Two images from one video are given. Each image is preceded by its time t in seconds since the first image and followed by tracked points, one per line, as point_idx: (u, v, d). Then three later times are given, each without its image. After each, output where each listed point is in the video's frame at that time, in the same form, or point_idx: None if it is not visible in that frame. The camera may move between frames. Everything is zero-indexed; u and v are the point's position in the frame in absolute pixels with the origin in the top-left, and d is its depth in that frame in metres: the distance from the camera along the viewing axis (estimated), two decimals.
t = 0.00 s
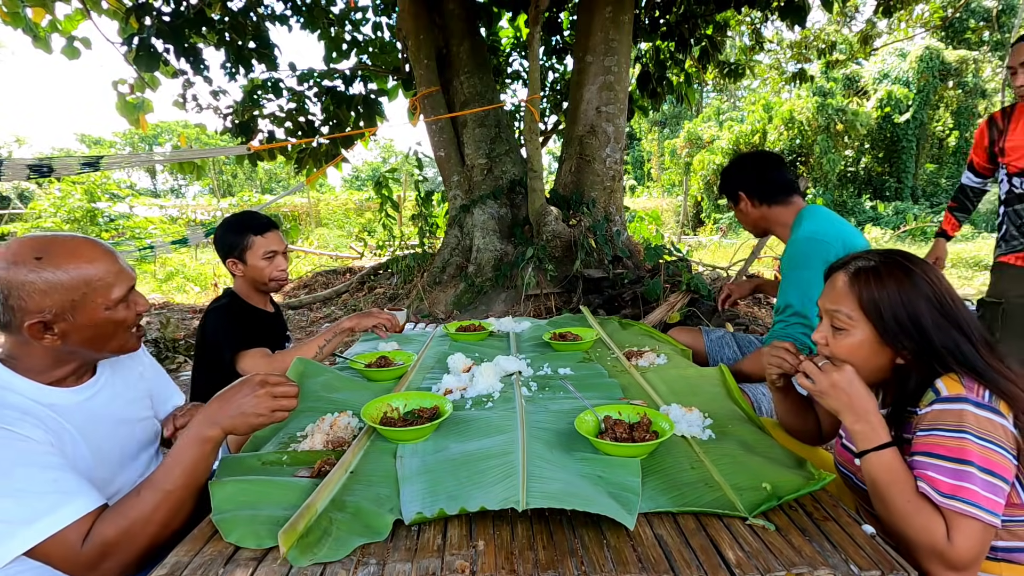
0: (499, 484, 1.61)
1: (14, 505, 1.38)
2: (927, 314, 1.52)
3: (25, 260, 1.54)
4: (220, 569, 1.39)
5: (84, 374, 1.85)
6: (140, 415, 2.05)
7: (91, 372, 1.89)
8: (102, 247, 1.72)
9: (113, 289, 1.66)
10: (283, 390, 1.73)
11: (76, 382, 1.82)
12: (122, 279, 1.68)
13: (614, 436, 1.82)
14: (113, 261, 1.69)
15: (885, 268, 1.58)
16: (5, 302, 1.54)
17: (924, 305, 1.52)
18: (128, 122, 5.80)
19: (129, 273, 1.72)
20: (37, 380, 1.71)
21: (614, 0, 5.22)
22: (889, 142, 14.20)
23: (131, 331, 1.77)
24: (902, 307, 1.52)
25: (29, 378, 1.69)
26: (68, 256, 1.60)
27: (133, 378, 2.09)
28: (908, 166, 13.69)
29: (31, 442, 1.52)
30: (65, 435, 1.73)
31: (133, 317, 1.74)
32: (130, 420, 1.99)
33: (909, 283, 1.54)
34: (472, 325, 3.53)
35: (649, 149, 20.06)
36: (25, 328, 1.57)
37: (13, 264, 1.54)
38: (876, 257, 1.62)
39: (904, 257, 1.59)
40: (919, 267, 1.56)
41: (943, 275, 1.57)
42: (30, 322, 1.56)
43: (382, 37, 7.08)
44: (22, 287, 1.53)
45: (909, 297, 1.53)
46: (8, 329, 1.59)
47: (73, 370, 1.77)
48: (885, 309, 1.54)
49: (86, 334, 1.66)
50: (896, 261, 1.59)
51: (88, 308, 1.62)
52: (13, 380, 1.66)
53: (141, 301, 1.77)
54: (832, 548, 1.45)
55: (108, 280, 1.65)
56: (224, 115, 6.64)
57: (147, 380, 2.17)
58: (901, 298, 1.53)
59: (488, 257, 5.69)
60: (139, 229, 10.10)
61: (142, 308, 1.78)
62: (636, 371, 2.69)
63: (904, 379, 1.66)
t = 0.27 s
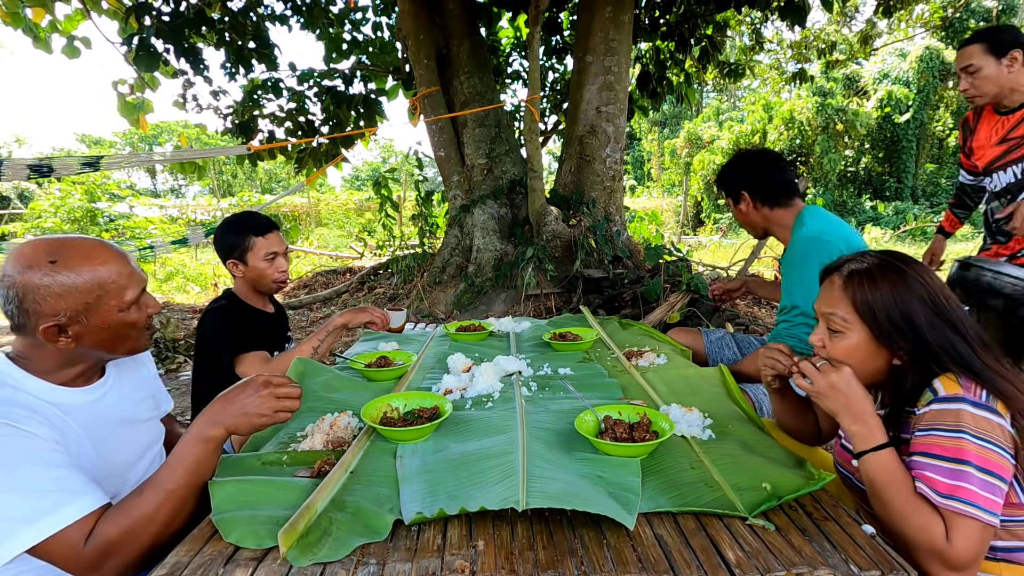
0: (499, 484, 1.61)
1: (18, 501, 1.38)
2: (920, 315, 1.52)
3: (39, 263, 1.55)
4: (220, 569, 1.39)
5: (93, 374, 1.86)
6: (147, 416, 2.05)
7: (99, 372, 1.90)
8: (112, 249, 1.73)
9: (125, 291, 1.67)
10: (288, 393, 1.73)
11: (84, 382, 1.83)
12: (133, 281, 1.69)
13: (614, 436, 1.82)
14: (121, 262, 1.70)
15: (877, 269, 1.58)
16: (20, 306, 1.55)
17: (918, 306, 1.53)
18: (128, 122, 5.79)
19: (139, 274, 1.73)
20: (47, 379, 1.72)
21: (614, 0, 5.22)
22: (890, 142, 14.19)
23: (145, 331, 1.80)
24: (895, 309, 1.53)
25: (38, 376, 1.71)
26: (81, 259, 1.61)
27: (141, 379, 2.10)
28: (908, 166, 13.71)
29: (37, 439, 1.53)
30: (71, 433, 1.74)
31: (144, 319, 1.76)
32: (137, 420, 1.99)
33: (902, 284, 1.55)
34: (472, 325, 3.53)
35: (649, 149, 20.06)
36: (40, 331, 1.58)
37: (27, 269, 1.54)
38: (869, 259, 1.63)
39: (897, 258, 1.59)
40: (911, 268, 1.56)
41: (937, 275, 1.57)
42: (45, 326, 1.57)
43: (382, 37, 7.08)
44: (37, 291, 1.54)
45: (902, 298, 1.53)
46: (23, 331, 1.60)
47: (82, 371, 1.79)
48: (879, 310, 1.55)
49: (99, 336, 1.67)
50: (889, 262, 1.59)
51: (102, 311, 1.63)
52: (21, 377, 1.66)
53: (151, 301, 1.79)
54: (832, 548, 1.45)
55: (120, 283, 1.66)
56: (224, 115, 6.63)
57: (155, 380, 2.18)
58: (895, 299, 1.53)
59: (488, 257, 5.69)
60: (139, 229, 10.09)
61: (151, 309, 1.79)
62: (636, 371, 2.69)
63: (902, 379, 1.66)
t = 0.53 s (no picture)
0: (499, 484, 1.61)
1: (27, 498, 1.39)
2: (914, 314, 1.53)
3: (60, 262, 1.58)
4: (220, 569, 1.39)
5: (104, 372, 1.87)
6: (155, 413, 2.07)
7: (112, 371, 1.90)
8: (131, 253, 1.75)
9: (140, 294, 1.68)
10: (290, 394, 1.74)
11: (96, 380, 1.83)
12: (150, 284, 1.72)
13: (614, 436, 1.82)
14: (140, 265, 1.72)
15: (870, 271, 1.59)
16: (39, 302, 1.57)
17: (912, 305, 1.53)
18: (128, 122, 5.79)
19: (155, 278, 1.75)
20: (62, 376, 1.73)
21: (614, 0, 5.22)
22: (890, 142, 14.19)
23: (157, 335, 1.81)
24: (890, 309, 1.54)
25: (51, 372, 1.72)
26: (101, 261, 1.63)
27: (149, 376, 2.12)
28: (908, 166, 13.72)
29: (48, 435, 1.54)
30: (81, 430, 1.74)
31: (157, 322, 1.77)
32: (145, 417, 2.00)
33: (895, 284, 1.55)
34: (472, 325, 3.53)
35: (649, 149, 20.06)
36: (56, 329, 1.60)
37: (47, 267, 1.57)
38: (862, 261, 1.64)
39: (889, 259, 1.60)
40: (904, 268, 1.58)
41: (930, 275, 1.58)
42: (61, 323, 1.59)
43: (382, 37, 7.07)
44: (55, 290, 1.56)
45: (896, 297, 1.54)
46: (40, 328, 1.62)
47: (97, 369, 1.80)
48: (874, 311, 1.55)
49: (113, 337, 1.69)
50: (881, 264, 1.60)
51: (117, 312, 1.65)
52: (33, 374, 1.67)
53: (166, 307, 1.81)
54: (832, 548, 1.45)
55: (137, 285, 1.68)
56: (224, 115, 6.63)
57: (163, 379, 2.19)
58: (889, 300, 1.54)
59: (488, 257, 5.69)
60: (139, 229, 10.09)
61: (166, 313, 1.81)
62: (636, 371, 2.69)
63: (899, 380, 1.66)
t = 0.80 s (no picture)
0: (499, 484, 1.61)
1: (33, 494, 1.40)
2: (917, 313, 1.53)
3: (77, 256, 1.60)
4: (220, 569, 1.39)
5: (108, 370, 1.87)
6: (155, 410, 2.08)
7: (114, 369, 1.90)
8: (144, 253, 1.78)
9: (151, 291, 1.70)
10: (288, 391, 1.74)
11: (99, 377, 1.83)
12: (160, 283, 1.73)
13: (614, 436, 1.82)
14: (150, 263, 1.74)
15: (873, 269, 1.58)
16: (52, 294, 1.57)
17: (914, 304, 1.53)
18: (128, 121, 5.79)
19: (164, 278, 1.77)
20: (67, 372, 1.73)
21: None
22: (890, 142, 14.20)
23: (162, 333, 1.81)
24: (892, 308, 1.53)
25: (58, 368, 1.72)
26: (116, 256, 1.65)
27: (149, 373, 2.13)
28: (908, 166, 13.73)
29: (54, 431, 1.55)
30: (85, 427, 1.75)
31: (165, 321, 1.78)
32: (146, 414, 2.01)
33: (898, 283, 1.55)
34: (472, 325, 3.53)
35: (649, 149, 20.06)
36: (67, 320, 1.60)
37: (63, 260, 1.58)
38: (863, 261, 1.63)
39: (891, 258, 1.60)
40: (906, 267, 1.57)
41: (931, 274, 1.58)
42: (72, 315, 1.59)
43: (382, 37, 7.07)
44: (70, 282, 1.57)
45: (898, 297, 1.53)
46: (50, 321, 1.62)
47: (101, 366, 1.80)
48: (876, 310, 1.54)
49: (121, 333, 1.68)
50: (883, 262, 1.60)
51: (128, 307, 1.65)
52: (40, 370, 1.67)
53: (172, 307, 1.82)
54: (832, 548, 1.45)
55: (148, 282, 1.69)
56: (224, 115, 6.63)
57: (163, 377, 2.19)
58: (891, 299, 1.53)
59: (488, 257, 5.69)
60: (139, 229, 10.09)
61: (172, 315, 1.81)
62: (636, 371, 2.69)
63: (899, 382, 1.65)
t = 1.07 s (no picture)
0: (499, 484, 1.61)
1: (37, 491, 1.41)
2: (921, 313, 1.52)
3: (91, 252, 1.62)
4: (220, 569, 1.39)
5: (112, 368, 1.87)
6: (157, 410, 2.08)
7: (119, 367, 1.90)
8: (156, 253, 1.80)
9: (160, 290, 1.70)
10: (288, 392, 1.76)
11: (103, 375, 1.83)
12: (169, 282, 1.74)
13: (614, 436, 1.82)
14: (160, 262, 1.75)
15: (879, 268, 1.58)
16: (65, 288, 1.58)
17: (919, 303, 1.52)
18: (128, 121, 5.80)
19: (173, 278, 1.77)
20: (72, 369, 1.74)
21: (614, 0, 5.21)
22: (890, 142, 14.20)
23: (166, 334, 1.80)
24: (897, 308, 1.52)
25: (66, 365, 1.72)
26: (129, 254, 1.67)
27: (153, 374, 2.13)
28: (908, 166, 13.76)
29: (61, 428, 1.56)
30: (89, 425, 1.75)
31: (172, 321, 1.78)
32: (150, 414, 2.01)
33: (903, 282, 1.54)
34: (472, 325, 3.53)
35: (649, 149, 20.06)
36: (77, 315, 1.61)
37: (77, 255, 1.60)
38: (869, 259, 1.63)
39: (898, 256, 1.59)
40: (912, 266, 1.56)
41: (937, 273, 1.57)
42: (82, 309, 1.60)
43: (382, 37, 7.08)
44: (82, 276, 1.58)
45: (903, 296, 1.53)
46: (59, 315, 1.62)
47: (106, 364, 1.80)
48: (881, 309, 1.54)
49: (128, 330, 1.68)
50: (889, 261, 1.59)
51: (137, 304, 1.66)
52: (48, 366, 1.67)
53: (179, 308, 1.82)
54: (832, 548, 1.45)
55: (158, 281, 1.70)
56: (224, 115, 6.64)
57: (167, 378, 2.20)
58: (896, 297, 1.53)
59: (488, 257, 5.69)
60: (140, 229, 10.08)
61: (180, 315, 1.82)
62: (636, 371, 2.69)
63: (899, 383, 1.64)
